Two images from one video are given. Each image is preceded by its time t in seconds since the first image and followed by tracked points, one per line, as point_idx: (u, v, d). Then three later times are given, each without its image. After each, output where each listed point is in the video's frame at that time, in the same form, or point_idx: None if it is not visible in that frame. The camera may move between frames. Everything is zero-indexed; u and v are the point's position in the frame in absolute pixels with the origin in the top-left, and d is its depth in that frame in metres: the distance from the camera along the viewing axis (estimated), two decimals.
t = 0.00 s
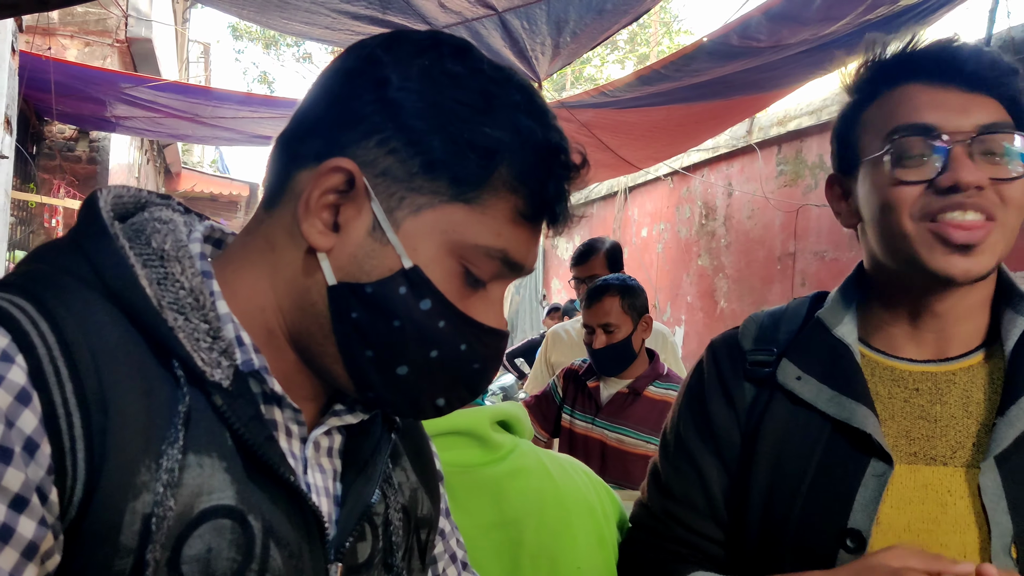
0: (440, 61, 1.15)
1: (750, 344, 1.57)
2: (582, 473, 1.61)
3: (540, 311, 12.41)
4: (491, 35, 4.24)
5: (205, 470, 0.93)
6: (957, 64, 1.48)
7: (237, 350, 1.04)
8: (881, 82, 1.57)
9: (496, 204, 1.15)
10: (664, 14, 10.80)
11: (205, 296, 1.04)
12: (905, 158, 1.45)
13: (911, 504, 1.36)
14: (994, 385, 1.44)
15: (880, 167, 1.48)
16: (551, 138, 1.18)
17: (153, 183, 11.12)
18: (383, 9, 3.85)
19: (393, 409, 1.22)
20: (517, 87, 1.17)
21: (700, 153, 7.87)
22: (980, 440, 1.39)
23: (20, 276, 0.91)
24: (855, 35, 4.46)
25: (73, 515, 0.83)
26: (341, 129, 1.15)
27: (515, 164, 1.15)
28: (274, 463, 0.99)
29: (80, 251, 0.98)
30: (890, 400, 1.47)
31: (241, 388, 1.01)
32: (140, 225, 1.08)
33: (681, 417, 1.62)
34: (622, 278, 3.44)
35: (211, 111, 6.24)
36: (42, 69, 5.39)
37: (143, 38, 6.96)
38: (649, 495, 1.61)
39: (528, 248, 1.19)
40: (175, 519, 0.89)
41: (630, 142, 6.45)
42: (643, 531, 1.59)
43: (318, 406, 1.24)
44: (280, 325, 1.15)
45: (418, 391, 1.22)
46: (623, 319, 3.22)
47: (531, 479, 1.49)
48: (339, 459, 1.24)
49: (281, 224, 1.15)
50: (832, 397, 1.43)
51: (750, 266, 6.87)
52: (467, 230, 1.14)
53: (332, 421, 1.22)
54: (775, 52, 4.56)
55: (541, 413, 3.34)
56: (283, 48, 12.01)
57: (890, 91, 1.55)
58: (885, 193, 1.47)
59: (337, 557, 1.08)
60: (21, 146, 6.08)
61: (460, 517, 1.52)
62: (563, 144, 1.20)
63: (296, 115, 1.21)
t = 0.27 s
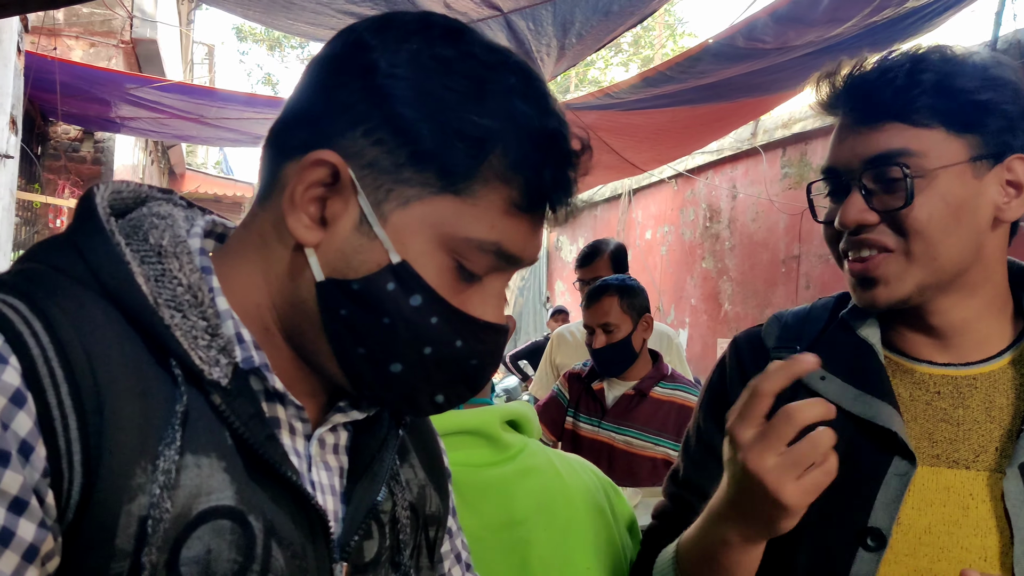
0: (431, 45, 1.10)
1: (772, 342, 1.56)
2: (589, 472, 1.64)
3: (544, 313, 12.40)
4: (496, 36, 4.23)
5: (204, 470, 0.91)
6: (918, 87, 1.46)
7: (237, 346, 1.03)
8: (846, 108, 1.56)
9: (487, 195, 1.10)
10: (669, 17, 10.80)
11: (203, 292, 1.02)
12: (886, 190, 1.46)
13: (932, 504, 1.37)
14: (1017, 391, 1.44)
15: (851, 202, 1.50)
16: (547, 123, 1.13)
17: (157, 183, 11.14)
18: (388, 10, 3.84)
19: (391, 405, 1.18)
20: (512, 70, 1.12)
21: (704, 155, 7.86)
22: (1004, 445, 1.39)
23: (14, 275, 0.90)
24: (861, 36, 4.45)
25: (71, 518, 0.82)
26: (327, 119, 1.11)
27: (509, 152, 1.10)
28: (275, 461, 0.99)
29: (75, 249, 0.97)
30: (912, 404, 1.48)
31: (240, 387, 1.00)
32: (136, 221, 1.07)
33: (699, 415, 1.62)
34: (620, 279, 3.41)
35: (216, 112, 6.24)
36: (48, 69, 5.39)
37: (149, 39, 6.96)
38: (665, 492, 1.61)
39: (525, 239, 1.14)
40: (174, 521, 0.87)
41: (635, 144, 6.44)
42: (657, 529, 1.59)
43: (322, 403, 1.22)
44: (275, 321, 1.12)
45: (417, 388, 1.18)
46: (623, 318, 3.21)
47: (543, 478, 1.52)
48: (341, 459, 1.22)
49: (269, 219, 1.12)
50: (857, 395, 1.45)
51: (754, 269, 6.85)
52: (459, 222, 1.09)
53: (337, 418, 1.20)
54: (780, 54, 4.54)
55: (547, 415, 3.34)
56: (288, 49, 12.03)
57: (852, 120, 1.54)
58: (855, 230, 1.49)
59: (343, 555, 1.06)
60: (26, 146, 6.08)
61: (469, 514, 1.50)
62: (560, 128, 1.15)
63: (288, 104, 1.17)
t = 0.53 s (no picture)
0: (402, 24, 1.11)
1: (772, 348, 1.55)
2: (595, 477, 1.67)
3: (547, 316, 12.39)
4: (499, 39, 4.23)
5: (215, 467, 0.91)
6: (932, 86, 1.46)
7: (244, 345, 1.03)
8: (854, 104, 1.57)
9: (463, 164, 1.08)
10: (673, 21, 10.81)
11: (210, 292, 1.02)
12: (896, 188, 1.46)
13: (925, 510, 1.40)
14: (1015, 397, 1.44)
15: (862, 198, 1.50)
16: (523, 94, 1.13)
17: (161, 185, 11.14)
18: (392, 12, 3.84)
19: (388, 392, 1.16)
20: (484, 44, 1.13)
21: (707, 159, 7.86)
22: (998, 452, 1.40)
23: (24, 274, 0.90)
24: (865, 40, 4.45)
25: (86, 513, 0.82)
26: (306, 105, 1.12)
27: (484, 123, 1.09)
28: (284, 460, 0.99)
29: (82, 249, 0.96)
30: (909, 411, 1.49)
31: (249, 385, 1.00)
32: (143, 222, 1.06)
33: (702, 420, 1.61)
34: (620, 282, 3.41)
35: (219, 114, 6.24)
36: (52, 71, 5.40)
37: (153, 41, 6.97)
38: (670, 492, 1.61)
39: (510, 213, 1.11)
40: (187, 517, 0.87)
41: (639, 147, 6.44)
42: (666, 531, 1.59)
43: (327, 399, 1.20)
44: (272, 315, 1.12)
45: (410, 371, 1.15)
46: (623, 322, 3.21)
47: (549, 480, 1.53)
48: (347, 458, 1.20)
49: (252, 214, 1.13)
50: (851, 403, 1.42)
51: (756, 272, 6.84)
52: (438, 193, 1.08)
53: (342, 416, 1.17)
54: (785, 58, 4.54)
55: (551, 421, 3.35)
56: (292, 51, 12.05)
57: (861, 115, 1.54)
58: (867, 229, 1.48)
59: (349, 553, 1.06)
60: (30, 148, 6.09)
61: (472, 518, 1.52)
62: (540, 99, 1.15)
63: (275, 103, 1.19)
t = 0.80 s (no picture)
0: (401, 17, 1.11)
1: (773, 355, 1.53)
2: (599, 481, 1.67)
3: (549, 319, 12.37)
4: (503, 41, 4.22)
5: (226, 463, 0.90)
6: (948, 88, 1.44)
7: (252, 343, 1.01)
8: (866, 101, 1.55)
9: (466, 148, 1.08)
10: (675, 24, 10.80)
11: (219, 290, 1.01)
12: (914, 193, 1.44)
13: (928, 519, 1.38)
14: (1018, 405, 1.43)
15: (874, 200, 1.48)
16: (521, 80, 1.13)
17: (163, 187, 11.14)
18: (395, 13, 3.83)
19: (393, 379, 1.13)
20: (482, 35, 1.13)
21: (710, 161, 7.85)
22: (1002, 461, 1.39)
23: (35, 269, 0.88)
24: (869, 43, 4.44)
25: (101, 508, 0.81)
26: (309, 98, 1.12)
27: (482, 107, 1.09)
28: (292, 455, 0.97)
29: (88, 243, 0.94)
30: (913, 419, 1.47)
31: (259, 381, 0.99)
32: (150, 221, 1.03)
33: (703, 424, 1.58)
34: (627, 285, 3.41)
35: (222, 115, 6.24)
36: (55, 72, 5.39)
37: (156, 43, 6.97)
38: (671, 500, 1.58)
39: (512, 198, 1.10)
40: (200, 511, 0.86)
41: (642, 149, 6.42)
42: (664, 541, 1.56)
43: (330, 398, 1.17)
44: (278, 306, 1.09)
45: (416, 360, 1.13)
46: (631, 325, 3.20)
47: (553, 484, 1.54)
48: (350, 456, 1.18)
49: (261, 205, 1.11)
50: (854, 412, 1.41)
51: (760, 275, 6.82)
52: (441, 176, 1.07)
53: (345, 416, 1.15)
54: (789, 61, 4.53)
55: (553, 424, 3.33)
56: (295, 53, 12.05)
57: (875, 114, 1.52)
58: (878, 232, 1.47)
59: (354, 553, 1.05)
60: (33, 149, 6.08)
61: (476, 523, 1.51)
62: (539, 88, 1.15)
63: (277, 104, 1.19)
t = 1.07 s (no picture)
0: (417, 21, 1.10)
1: (773, 360, 1.51)
2: (604, 486, 1.66)
3: (551, 320, 12.36)
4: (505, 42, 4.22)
5: (227, 465, 0.89)
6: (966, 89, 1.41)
7: (256, 345, 1.00)
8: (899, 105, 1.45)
9: (481, 150, 1.07)
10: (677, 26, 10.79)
11: (223, 292, 0.99)
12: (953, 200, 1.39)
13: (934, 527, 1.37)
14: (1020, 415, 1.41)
15: (918, 210, 1.39)
16: (536, 86, 1.13)
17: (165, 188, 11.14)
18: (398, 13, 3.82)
19: (401, 382, 1.12)
20: (498, 41, 1.13)
21: (712, 163, 7.84)
22: (1006, 471, 1.38)
23: (37, 269, 0.88)
24: (873, 45, 4.42)
25: (103, 509, 0.80)
26: (327, 101, 1.12)
27: (499, 110, 1.09)
28: (294, 459, 0.96)
29: (91, 244, 0.93)
30: (917, 425, 1.44)
31: (262, 383, 0.97)
32: (154, 222, 1.02)
33: (703, 430, 1.57)
34: (632, 287, 3.39)
35: (225, 117, 6.24)
36: (58, 73, 5.39)
37: (159, 44, 6.97)
38: (671, 507, 1.56)
39: (525, 203, 1.10)
40: (201, 513, 0.85)
41: (645, 151, 6.42)
42: (664, 550, 1.54)
43: (332, 402, 1.16)
44: (287, 309, 1.08)
45: (427, 362, 1.12)
46: (635, 327, 3.19)
47: (554, 487, 1.54)
48: (354, 457, 1.16)
49: (276, 205, 1.10)
50: (861, 418, 1.39)
51: (762, 277, 6.81)
52: (455, 178, 1.06)
53: (348, 419, 1.15)
54: (791, 62, 4.52)
55: (555, 425, 3.33)
56: (297, 55, 12.06)
57: (911, 119, 1.42)
58: (919, 244, 1.39)
59: (355, 559, 1.04)
60: (35, 150, 6.08)
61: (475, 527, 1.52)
62: (551, 93, 1.15)
63: (291, 107, 1.18)
